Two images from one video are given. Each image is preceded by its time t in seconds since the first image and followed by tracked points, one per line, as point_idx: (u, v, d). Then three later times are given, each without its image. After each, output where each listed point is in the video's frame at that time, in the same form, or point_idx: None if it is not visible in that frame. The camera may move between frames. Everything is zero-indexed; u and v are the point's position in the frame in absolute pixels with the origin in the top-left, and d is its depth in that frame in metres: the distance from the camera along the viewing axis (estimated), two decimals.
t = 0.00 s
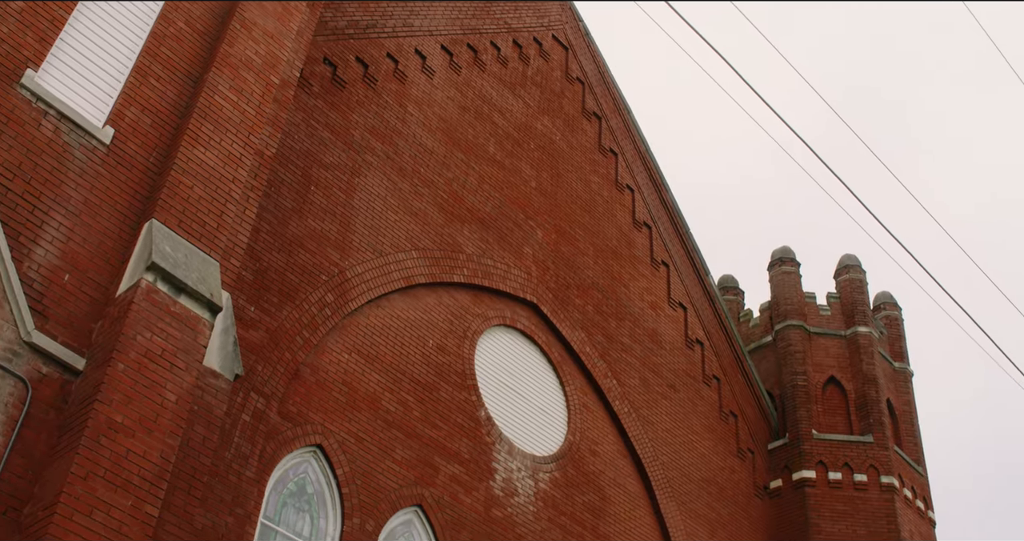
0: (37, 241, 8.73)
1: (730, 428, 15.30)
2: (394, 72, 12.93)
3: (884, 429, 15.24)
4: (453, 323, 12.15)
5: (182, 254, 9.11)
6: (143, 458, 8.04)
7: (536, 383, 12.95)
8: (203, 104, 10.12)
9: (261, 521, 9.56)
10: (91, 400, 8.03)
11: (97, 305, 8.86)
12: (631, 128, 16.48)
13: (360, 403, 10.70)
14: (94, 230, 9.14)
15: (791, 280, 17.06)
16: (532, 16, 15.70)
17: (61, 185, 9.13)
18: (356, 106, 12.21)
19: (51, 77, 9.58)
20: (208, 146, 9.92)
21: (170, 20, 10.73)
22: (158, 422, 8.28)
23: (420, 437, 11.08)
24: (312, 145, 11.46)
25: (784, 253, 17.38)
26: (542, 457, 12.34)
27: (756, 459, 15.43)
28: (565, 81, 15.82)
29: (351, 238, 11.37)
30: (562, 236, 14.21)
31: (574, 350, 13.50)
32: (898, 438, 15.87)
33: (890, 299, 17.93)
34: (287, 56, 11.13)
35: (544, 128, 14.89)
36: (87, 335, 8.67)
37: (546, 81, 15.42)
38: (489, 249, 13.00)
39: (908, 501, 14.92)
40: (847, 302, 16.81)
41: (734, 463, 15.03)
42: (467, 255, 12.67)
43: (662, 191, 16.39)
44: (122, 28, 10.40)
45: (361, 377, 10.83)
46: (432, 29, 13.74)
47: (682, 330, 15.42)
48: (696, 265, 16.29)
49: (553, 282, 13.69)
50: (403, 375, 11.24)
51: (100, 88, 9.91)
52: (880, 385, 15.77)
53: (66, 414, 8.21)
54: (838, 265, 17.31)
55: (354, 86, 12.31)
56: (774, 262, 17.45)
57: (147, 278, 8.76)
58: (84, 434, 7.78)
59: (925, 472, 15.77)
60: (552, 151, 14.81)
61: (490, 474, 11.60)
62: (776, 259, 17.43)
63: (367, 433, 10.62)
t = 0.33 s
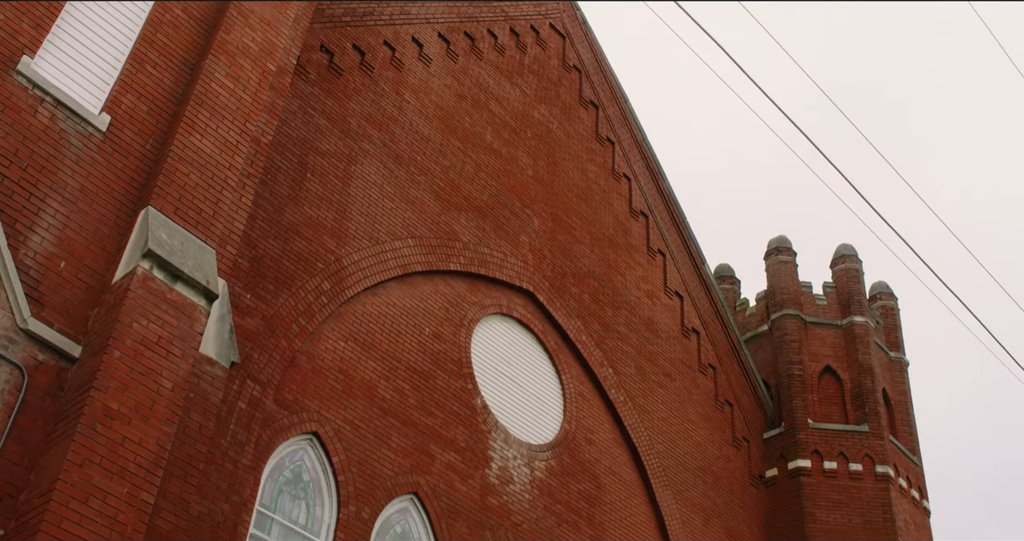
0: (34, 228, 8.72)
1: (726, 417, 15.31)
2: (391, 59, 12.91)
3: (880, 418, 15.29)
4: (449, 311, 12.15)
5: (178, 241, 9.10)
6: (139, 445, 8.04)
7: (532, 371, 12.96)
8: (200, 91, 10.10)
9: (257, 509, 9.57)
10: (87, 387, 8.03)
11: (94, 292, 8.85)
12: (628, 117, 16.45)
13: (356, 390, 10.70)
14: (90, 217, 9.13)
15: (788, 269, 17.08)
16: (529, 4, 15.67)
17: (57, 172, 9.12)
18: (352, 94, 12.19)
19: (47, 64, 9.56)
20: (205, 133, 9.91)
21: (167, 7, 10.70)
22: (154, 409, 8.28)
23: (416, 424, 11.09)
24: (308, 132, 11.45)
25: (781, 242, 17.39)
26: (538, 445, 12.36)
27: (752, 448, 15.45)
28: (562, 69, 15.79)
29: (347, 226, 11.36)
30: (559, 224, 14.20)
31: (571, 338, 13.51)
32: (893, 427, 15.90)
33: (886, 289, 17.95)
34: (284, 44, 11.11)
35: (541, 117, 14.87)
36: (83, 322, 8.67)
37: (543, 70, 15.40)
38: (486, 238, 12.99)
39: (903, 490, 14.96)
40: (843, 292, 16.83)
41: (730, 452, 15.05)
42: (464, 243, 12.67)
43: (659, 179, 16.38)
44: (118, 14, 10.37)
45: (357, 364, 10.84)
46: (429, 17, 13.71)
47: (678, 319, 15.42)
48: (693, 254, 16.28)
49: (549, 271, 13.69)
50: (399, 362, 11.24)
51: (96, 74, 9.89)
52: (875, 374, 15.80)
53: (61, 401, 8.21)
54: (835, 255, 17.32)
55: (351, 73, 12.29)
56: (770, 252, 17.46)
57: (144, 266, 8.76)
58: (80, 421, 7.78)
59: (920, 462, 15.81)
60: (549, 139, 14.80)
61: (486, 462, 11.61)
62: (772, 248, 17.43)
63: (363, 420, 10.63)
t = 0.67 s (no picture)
0: (30, 216, 8.71)
1: (722, 407, 15.32)
2: (388, 48, 12.89)
3: (876, 408, 15.33)
4: (446, 300, 12.16)
5: (175, 229, 9.09)
6: (136, 433, 8.05)
7: (528, 360, 12.97)
8: (197, 79, 10.08)
9: (253, 497, 9.58)
10: (83, 375, 8.03)
11: (90, 280, 8.84)
12: (625, 105, 16.42)
13: (353, 379, 10.71)
14: (86, 205, 9.11)
15: (785, 260, 17.08)
16: None
17: (54, 160, 9.11)
18: (349, 82, 12.17)
19: (43, 52, 9.54)
20: (202, 121, 9.89)
21: None
22: (151, 397, 8.28)
23: (412, 413, 11.10)
24: (305, 120, 11.44)
25: (777, 233, 17.39)
26: (534, 434, 12.37)
27: (747, 438, 15.47)
28: (559, 58, 15.76)
29: (344, 215, 11.35)
30: (555, 213, 14.20)
31: (567, 327, 13.52)
32: (889, 418, 15.93)
33: (882, 279, 17.96)
34: (280, 32, 11.09)
35: (538, 106, 14.85)
36: (80, 310, 8.66)
37: (541, 59, 15.38)
38: (483, 227, 12.99)
39: (899, 481, 15.00)
40: (839, 282, 16.84)
41: (726, 442, 15.07)
42: (460, 232, 12.66)
43: (655, 169, 16.37)
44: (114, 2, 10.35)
45: (353, 353, 10.84)
46: (426, 5, 13.69)
47: (675, 309, 15.42)
48: (690, 244, 16.27)
49: (546, 260, 13.69)
50: (396, 351, 11.25)
51: (92, 62, 9.88)
52: (871, 364, 15.83)
53: (57, 389, 8.21)
54: (831, 245, 17.33)
55: (347, 62, 12.27)
56: (767, 242, 17.45)
57: (140, 254, 8.75)
58: (76, 409, 7.79)
59: (915, 452, 15.84)
60: (546, 129, 14.79)
61: (482, 452, 11.62)
62: (769, 238, 17.43)
63: (360, 409, 10.63)
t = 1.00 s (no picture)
0: (27, 204, 8.71)
1: (718, 397, 15.34)
2: (386, 37, 12.88)
3: (872, 398, 15.34)
4: (443, 289, 12.16)
5: (172, 218, 9.08)
6: (132, 421, 8.05)
7: (525, 349, 12.99)
8: (194, 67, 10.07)
9: (250, 485, 9.59)
10: (80, 363, 8.03)
11: (87, 268, 8.83)
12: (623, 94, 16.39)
13: (349, 367, 10.71)
14: (84, 193, 9.11)
15: (782, 249, 17.09)
16: None
17: (51, 147, 9.10)
18: (347, 71, 12.16)
19: (40, 39, 9.51)
20: (199, 110, 9.88)
21: None
22: (147, 385, 8.28)
23: (409, 402, 11.11)
24: (303, 109, 11.43)
25: (775, 222, 17.38)
26: (530, 423, 12.39)
27: (744, 428, 15.49)
28: (557, 47, 15.74)
29: (341, 203, 11.34)
30: (553, 202, 14.20)
31: (564, 316, 13.53)
32: (885, 407, 15.96)
33: (879, 269, 17.97)
34: (278, 20, 11.07)
35: (535, 95, 14.84)
36: (77, 298, 8.66)
37: (538, 48, 15.37)
38: (480, 216, 12.99)
39: (895, 470, 15.03)
40: (836, 272, 16.85)
41: (722, 431, 15.10)
42: (457, 220, 12.66)
43: (653, 158, 16.36)
44: None
45: (350, 341, 10.84)
46: None
47: (671, 299, 15.42)
48: (687, 233, 16.27)
49: (543, 249, 13.69)
50: (392, 339, 11.25)
51: (89, 51, 9.86)
52: (868, 354, 15.85)
53: (54, 377, 8.21)
54: (828, 235, 17.34)
55: (345, 50, 12.26)
56: (764, 232, 17.45)
57: (137, 242, 8.74)
58: (73, 397, 7.79)
59: (911, 441, 15.87)
60: (544, 118, 14.78)
61: (479, 440, 11.63)
62: (766, 228, 17.43)
63: (357, 398, 10.64)
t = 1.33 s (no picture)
0: (24, 191, 8.69)
1: (716, 385, 15.36)
2: (383, 24, 12.87)
3: (869, 387, 15.37)
4: (441, 277, 12.16)
5: (170, 205, 9.07)
6: (130, 408, 8.05)
7: (522, 337, 12.99)
8: (191, 54, 10.04)
9: (247, 472, 9.59)
10: (77, 350, 8.03)
11: (84, 255, 8.82)
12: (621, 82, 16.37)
13: (347, 355, 10.71)
14: (81, 180, 9.10)
15: (779, 238, 17.09)
16: None
17: (48, 134, 9.09)
18: (345, 58, 12.14)
19: (37, 26, 9.48)
20: (197, 97, 9.86)
21: None
22: (145, 372, 8.28)
23: (407, 389, 11.11)
24: (300, 96, 11.42)
25: (773, 211, 17.38)
26: (528, 411, 12.40)
27: (741, 416, 15.50)
28: (555, 35, 15.72)
29: (338, 191, 11.34)
30: (551, 190, 14.19)
31: (562, 304, 13.54)
32: (882, 396, 15.99)
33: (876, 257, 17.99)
34: (275, 7, 11.05)
35: (533, 82, 14.82)
36: (74, 285, 8.65)
37: (536, 36, 15.34)
38: (478, 203, 12.98)
39: (892, 459, 15.06)
40: (834, 260, 16.86)
41: (719, 419, 15.11)
42: (455, 208, 12.65)
43: (651, 146, 16.35)
44: None
45: (348, 328, 10.84)
46: None
47: (669, 287, 15.42)
48: (685, 222, 16.26)
49: (541, 237, 13.69)
50: (390, 326, 11.25)
51: (86, 37, 9.83)
52: (865, 343, 15.89)
53: (52, 364, 8.21)
54: (826, 224, 17.35)
55: (343, 38, 12.25)
56: (762, 220, 17.46)
57: (134, 229, 8.73)
58: (70, 385, 7.78)
59: (908, 430, 15.90)
60: (542, 105, 14.77)
61: (476, 428, 11.65)
62: (764, 217, 17.43)
63: (354, 385, 10.64)
